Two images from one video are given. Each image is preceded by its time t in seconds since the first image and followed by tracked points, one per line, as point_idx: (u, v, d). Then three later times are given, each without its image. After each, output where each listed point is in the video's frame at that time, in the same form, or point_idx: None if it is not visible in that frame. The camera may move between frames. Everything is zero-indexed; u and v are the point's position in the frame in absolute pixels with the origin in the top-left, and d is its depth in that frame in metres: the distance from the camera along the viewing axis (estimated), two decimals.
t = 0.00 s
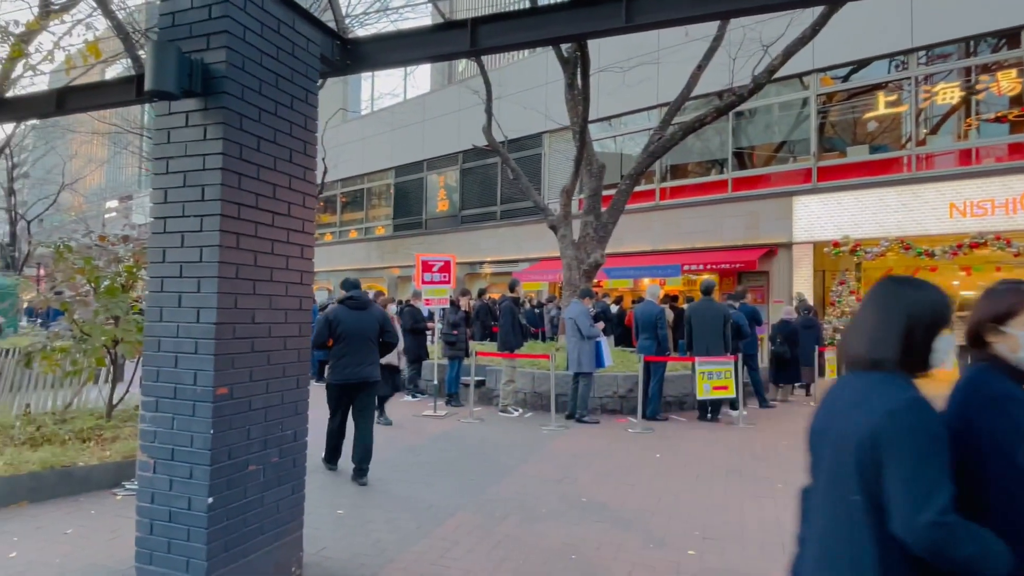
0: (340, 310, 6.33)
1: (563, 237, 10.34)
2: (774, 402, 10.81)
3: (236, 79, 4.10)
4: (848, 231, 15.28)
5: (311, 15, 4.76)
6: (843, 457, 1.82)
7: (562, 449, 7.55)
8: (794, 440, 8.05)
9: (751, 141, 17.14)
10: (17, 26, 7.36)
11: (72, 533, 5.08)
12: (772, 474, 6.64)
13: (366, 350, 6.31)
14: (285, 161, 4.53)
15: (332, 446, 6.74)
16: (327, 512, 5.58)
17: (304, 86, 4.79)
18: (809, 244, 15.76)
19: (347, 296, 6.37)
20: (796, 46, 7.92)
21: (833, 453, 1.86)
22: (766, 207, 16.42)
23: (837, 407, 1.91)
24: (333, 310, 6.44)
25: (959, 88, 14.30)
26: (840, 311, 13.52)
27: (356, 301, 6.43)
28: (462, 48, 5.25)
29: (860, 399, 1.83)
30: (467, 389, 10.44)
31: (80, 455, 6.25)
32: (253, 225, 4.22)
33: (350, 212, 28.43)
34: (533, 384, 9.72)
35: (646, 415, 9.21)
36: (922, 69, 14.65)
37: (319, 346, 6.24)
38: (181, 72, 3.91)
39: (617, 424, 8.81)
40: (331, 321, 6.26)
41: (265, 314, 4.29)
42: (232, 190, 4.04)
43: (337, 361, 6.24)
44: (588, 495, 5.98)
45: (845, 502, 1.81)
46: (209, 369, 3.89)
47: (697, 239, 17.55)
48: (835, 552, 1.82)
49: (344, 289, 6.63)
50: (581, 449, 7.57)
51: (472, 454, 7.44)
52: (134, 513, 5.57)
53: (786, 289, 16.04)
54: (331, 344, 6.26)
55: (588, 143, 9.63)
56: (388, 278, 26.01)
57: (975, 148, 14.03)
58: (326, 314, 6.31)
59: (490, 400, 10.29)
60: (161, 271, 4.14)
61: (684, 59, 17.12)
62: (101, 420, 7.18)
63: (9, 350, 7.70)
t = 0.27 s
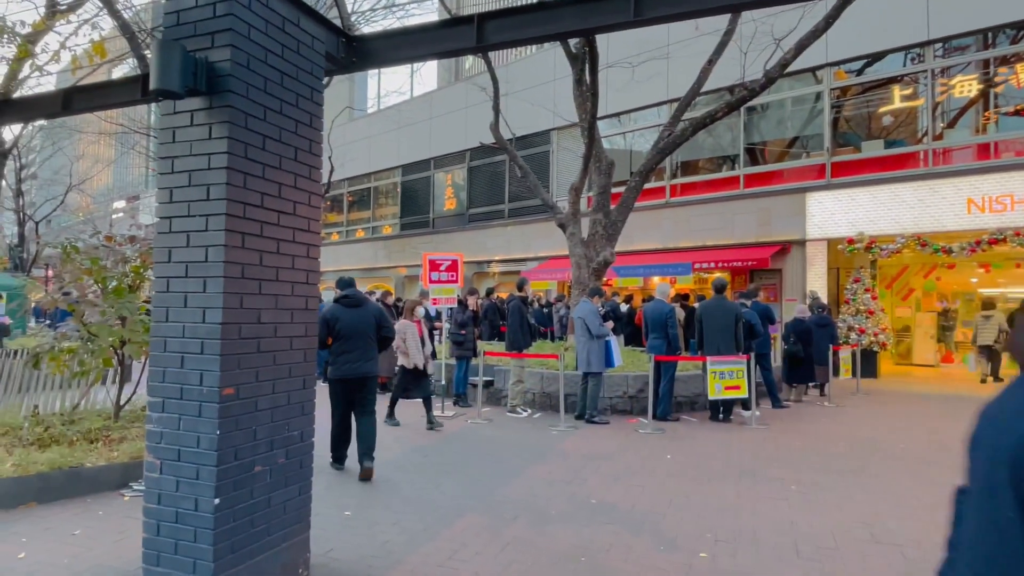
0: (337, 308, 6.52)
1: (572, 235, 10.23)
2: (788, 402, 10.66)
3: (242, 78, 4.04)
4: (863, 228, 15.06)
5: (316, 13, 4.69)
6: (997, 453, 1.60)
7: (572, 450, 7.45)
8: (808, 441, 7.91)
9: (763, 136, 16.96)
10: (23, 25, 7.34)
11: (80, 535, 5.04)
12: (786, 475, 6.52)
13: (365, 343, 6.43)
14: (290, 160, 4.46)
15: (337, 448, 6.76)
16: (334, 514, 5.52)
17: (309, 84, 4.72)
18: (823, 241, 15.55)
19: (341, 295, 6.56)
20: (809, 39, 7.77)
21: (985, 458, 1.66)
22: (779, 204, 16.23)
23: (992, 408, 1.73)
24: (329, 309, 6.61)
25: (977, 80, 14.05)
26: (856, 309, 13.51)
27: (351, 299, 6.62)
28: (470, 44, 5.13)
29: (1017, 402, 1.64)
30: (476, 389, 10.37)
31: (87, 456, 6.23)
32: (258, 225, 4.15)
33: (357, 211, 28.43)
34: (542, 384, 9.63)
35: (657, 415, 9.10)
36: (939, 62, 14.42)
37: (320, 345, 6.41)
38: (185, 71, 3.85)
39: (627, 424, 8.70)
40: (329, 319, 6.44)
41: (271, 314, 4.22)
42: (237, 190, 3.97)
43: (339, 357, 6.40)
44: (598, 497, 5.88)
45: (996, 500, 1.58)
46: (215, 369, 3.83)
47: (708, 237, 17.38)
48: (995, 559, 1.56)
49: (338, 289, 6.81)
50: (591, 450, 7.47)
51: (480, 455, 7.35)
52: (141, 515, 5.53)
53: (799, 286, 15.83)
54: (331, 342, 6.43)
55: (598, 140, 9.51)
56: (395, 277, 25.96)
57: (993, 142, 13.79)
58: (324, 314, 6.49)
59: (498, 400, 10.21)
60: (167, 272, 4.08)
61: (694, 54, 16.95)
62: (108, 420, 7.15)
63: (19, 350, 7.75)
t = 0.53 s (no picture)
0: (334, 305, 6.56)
1: (578, 232, 10.07)
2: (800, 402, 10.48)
3: (238, 71, 3.91)
4: (877, 223, 14.81)
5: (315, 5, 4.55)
6: None
7: (579, 451, 7.31)
8: (820, 441, 7.74)
9: (774, 130, 16.74)
10: (21, 20, 7.23)
11: (79, 536, 4.94)
12: (798, 476, 6.35)
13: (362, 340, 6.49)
14: (289, 155, 4.34)
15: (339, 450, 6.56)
16: (336, 516, 5.41)
17: (308, 78, 4.58)
18: (835, 236, 15.33)
19: (338, 293, 6.59)
20: (821, 29, 7.58)
21: None
22: (790, 199, 16.00)
23: None
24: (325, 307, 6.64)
25: (994, 71, 13.79)
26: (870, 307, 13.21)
27: (347, 297, 6.65)
28: (473, 36, 4.96)
29: None
30: (481, 389, 10.24)
31: (86, 456, 6.15)
32: (256, 221, 4.03)
33: (361, 209, 28.32)
34: (548, 384, 9.49)
35: (666, 415, 8.95)
36: (954, 52, 14.15)
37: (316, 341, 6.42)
38: (181, 66, 3.73)
39: (634, 425, 8.54)
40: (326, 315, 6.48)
41: (270, 313, 4.10)
42: (235, 186, 3.86)
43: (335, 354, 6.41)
44: (606, 499, 5.74)
45: None
46: (213, 369, 3.72)
47: (717, 233, 17.17)
48: None
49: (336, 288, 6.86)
50: (599, 451, 7.33)
51: (485, 455, 7.22)
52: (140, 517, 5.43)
53: (810, 283, 15.62)
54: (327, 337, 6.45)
55: (604, 134, 9.35)
56: (399, 276, 25.85)
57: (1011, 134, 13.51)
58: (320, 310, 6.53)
59: (504, 400, 10.07)
60: (164, 270, 3.96)
61: (702, 47, 16.75)
62: (108, 421, 7.08)
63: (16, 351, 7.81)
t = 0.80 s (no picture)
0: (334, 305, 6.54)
1: (580, 230, 9.99)
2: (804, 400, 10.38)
3: (231, 67, 3.86)
4: (883, 220, 14.63)
5: None
6: None
7: (579, 451, 7.25)
8: (824, 440, 7.66)
9: (778, 125, 16.61)
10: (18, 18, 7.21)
11: (75, 536, 4.92)
12: (801, 475, 6.28)
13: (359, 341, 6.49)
14: (283, 151, 4.28)
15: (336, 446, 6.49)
16: (334, 516, 5.36)
17: (302, 74, 4.53)
18: (840, 233, 15.21)
19: (338, 293, 6.57)
20: (826, 22, 7.49)
21: None
22: (794, 196, 15.88)
23: None
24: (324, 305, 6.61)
25: (1002, 64, 13.65)
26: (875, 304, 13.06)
27: (347, 298, 6.64)
28: (471, 30, 4.89)
29: None
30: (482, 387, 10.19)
31: (84, 457, 6.13)
32: (250, 218, 3.98)
33: (362, 208, 28.27)
34: (550, 382, 9.43)
35: (668, 414, 8.88)
36: (962, 46, 14.00)
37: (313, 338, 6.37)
38: (173, 61, 3.68)
39: (636, 424, 8.48)
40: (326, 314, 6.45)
41: (264, 312, 4.06)
42: (228, 183, 3.81)
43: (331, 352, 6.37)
44: (606, 498, 5.68)
45: None
46: (206, 367, 3.68)
47: (720, 230, 17.06)
48: None
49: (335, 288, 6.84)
50: (600, 450, 7.26)
51: (485, 455, 7.17)
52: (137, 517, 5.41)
53: (815, 280, 15.49)
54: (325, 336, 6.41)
55: (606, 131, 9.27)
56: (400, 274, 25.79)
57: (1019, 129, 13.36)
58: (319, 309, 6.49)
59: (505, 399, 10.02)
60: (157, 268, 3.92)
61: (705, 42, 16.62)
62: (106, 421, 7.07)
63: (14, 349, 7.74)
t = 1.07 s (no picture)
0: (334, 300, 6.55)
1: (581, 226, 9.93)
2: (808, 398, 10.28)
3: (221, 62, 3.82)
4: (890, 216, 14.49)
5: None
6: None
7: (579, 449, 7.20)
8: (827, 439, 7.57)
9: (783, 121, 16.47)
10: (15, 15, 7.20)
11: (71, 535, 4.91)
12: (804, 474, 6.20)
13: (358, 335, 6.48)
14: (275, 147, 4.25)
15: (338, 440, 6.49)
16: (330, 515, 5.33)
17: (294, 69, 4.49)
18: (845, 229, 15.07)
19: (338, 288, 6.59)
20: (831, 13, 7.38)
21: None
22: (799, 192, 15.75)
23: None
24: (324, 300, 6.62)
25: (1011, 58, 13.45)
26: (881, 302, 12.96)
27: (348, 293, 6.65)
28: (465, 24, 4.81)
29: None
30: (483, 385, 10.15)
31: (81, 455, 6.14)
32: (241, 215, 3.94)
33: (365, 205, 28.25)
34: (551, 380, 9.39)
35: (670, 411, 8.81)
36: (971, 39, 13.82)
37: (312, 332, 6.36)
38: (162, 56, 3.65)
39: (637, 422, 8.42)
40: (326, 308, 6.45)
41: (255, 309, 4.02)
42: (218, 179, 3.77)
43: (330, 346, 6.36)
44: (604, 497, 5.63)
45: None
46: (196, 365, 3.64)
47: (724, 226, 16.94)
48: None
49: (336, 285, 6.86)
50: (600, 448, 7.21)
51: (484, 453, 7.12)
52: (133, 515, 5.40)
53: (820, 277, 15.36)
54: (324, 330, 6.41)
55: (608, 125, 9.19)
56: (404, 271, 25.75)
57: None
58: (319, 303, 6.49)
59: (506, 397, 9.98)
60: (148, 265, 3.89)
61: (709, 35, 16.48)
62: (103, 420, 7.07)
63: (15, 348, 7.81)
